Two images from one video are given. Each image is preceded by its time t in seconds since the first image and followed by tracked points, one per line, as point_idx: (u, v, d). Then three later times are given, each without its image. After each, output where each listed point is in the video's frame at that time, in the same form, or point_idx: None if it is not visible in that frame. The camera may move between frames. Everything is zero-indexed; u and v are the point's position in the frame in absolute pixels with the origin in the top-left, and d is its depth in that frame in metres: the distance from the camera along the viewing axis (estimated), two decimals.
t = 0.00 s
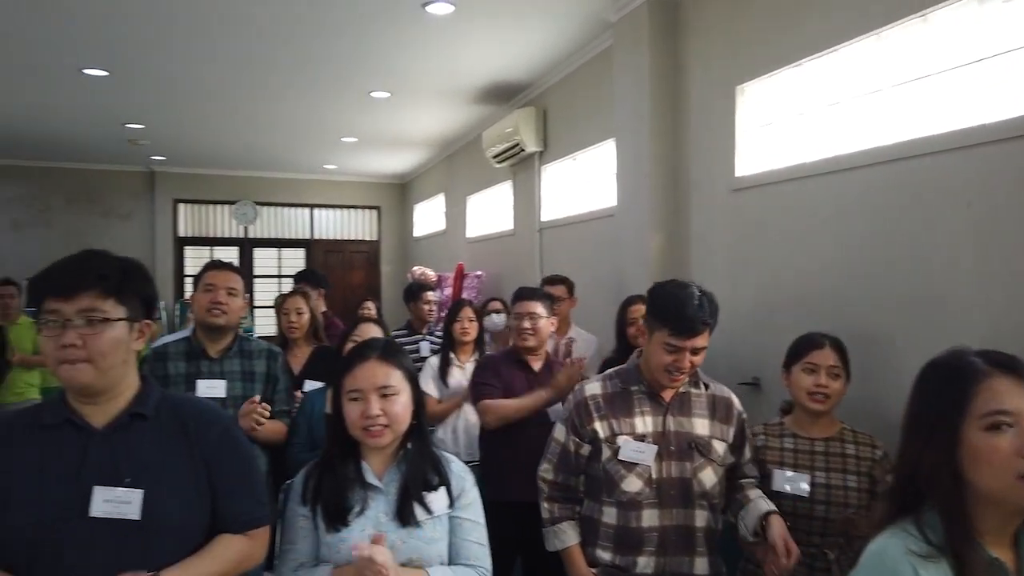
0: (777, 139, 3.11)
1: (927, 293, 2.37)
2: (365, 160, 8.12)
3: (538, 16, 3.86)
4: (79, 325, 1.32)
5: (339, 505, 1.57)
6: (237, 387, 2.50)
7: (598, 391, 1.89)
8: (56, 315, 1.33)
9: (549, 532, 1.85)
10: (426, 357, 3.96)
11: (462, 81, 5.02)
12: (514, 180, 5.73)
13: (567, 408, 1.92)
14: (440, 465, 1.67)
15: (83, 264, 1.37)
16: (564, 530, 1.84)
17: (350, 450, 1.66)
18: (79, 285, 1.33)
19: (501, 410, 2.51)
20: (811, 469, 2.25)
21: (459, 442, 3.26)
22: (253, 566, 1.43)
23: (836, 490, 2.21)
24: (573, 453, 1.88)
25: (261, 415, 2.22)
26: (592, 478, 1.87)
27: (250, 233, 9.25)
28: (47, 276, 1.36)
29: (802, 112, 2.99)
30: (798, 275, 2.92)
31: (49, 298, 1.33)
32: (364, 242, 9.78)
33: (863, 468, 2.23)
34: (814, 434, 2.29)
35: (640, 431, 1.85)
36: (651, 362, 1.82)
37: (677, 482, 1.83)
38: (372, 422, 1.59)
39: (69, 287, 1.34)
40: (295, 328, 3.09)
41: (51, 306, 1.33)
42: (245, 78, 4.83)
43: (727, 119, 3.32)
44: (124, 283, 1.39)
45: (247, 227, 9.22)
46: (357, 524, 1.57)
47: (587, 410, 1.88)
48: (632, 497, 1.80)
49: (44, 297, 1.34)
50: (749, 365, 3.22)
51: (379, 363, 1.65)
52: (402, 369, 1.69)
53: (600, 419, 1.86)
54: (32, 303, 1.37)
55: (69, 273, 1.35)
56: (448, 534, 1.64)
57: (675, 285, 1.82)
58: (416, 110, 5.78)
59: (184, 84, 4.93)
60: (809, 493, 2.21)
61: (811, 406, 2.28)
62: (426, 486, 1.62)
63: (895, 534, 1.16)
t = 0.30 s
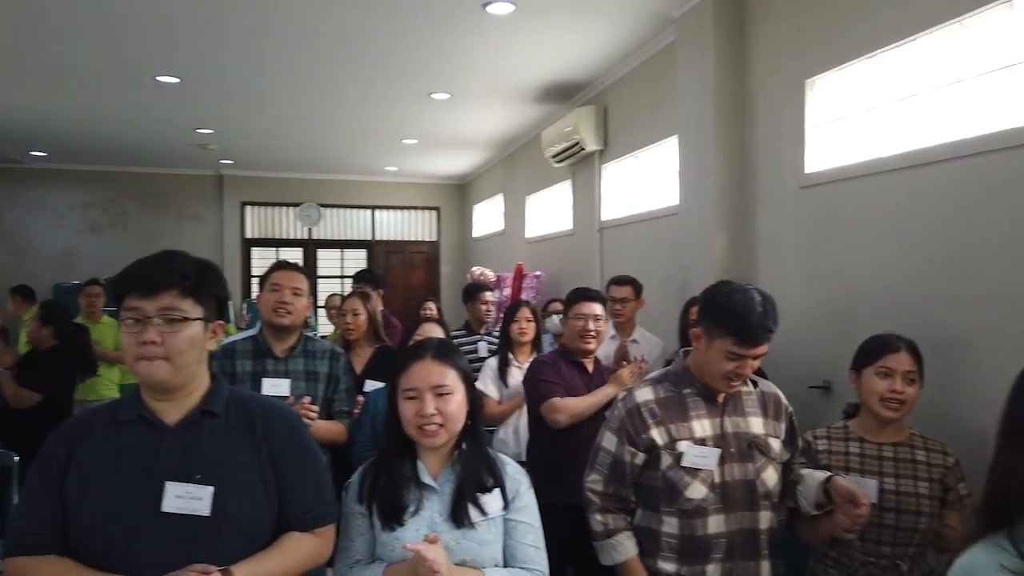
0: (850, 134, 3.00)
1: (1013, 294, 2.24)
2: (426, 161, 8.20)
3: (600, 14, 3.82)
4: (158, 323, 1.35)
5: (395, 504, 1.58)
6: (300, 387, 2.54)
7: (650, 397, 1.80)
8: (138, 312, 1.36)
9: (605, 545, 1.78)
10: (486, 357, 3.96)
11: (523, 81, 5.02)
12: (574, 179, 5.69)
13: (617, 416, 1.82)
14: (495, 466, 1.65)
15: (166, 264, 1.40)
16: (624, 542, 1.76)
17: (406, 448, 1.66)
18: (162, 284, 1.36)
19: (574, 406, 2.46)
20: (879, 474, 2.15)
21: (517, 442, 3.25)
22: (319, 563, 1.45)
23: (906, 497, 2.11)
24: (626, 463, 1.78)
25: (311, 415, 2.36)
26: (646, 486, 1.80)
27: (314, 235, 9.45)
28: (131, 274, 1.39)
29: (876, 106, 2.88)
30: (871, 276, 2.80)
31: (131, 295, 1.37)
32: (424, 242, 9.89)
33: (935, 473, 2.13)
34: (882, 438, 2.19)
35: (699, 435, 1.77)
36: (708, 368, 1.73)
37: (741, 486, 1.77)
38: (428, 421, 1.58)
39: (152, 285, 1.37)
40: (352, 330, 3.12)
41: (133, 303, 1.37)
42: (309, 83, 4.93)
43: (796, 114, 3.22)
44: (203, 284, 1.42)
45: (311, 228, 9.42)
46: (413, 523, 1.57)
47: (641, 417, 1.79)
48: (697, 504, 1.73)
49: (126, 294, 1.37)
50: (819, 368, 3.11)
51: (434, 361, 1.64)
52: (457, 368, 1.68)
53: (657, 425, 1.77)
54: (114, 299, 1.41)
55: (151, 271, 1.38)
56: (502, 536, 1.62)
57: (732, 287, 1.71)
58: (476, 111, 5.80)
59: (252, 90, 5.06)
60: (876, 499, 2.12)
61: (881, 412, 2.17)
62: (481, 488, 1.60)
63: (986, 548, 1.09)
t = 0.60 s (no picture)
0: (915, 129, 2.89)
1: None
2: (478, 162, 8.23)
3: (653, 10, 3.77)
4: (226, 324, 1.38)
5: (438, 505, 1.57)
6: (356, 386, 2.57)
7: (722, 406, 1.71)
8: (206, 313, 1.39)
9: (681, 566, 1.68)
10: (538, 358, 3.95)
11: (575, 80, 4.99)
12: (626, 178, 5.64)
13: (690, 427, 1.71)
14: (539, 469, 1.64)
15: (235, 267, 1.43)
16: (701, 560, 1.67)
17: (450, 449, 1.65)
18: (233, 287, 1.40)
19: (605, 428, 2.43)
20: (950, 481, 2.06)
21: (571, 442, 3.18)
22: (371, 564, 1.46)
23: (982, 505, 2.02)
24: (700, 476, 1.70)
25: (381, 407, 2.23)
26: (717, 501, 1.72)
27: (368, 236, 9.58)
28: (200, 275, 1.42)
29: (945, 99, 2.76)
30: (938, 276, 2.69)
31: (200, 296, 1.40)
32: (476, 243, 9.93)
33: (1011, 480, 2.04)
34: (953, 445, 2.09)
35: (773, 445, 1.70)
36: (781, 371, 1.66)
37: (814, 493, 1.72)
38: (471, 422, 1.58)
39: (222, 287, 1.40)
40: (403, 330, 3.15)
41: (201, 304, 1.40)
42: (362, 85, 4.99)
43: (858, 109, 3.12)
44: (269, 287, 1.45)
45: (365, 230, 9.57)
46: (456, 524, 1.56)
47: (715, 427, 1.70)
48: (777, 516, 1.67)
49: (195, 294, 1.41)
50: (882, 372, 3.00)
51: (478, 362, 1.63)
52: (502, 369, 1.67)
53: (733, 436, 1.69)
54: (181, 300, 1.44)
55: (221, 273, 1.41)
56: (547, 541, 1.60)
57: (810, 289, 1.68)
58: (528, 110, 5.80)
59: (307, 93, 5.15)
60: (948, 508, 2.03)
61: (952, 417, 2.07)
62: (525, 491, 1.59)
63: None
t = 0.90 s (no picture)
0: (981, 124, 2.78)
1: None
2: (527, 163, 8.23)
3: (705, 6, 3.71)
4: (282, 326, 1.41)
5: (481, 504, 1.57)
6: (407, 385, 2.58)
7: (823, 409, 1.66)
8: (263, 315, 1.41)
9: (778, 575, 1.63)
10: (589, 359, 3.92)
11: (625, 79, 4.95)
12: (677, 177, 5.57)
13: (792, 431, 1.64)
14: (583, 471, 1.63)
15: (291, 269, 1.45)
16: (801, 570, 1.62)
17: (493, 449, 1.65)
18: (290, 289, 1.42)
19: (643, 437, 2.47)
20: (1020, 489, 1.96)
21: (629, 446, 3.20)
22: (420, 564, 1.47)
23: None
24: (802, 482, 1.63)
25: (429, 399, 2.15)
26: (814, 508, 1.66)
27: (419, 237, 9.67)
28: (256, 277, 1.45)
29: (1014, 92, 2.65)
30: (1007, 277, 2.58)
31: (257, 298, 1.43)
32: (525, 244, 9.94)
33: None
34: None
35: (872, 450, 1.66)
36: (884, 371, 1.64)
37: (909, 499, 1.70)
38: (516, 423, 1.57)
39: (279, 290, 1.42)
40: (452, 329, 3.17)
41: (257, 305, 1.42)
42: (411, 88, 5.04)
43: (920, 104, 3.01)
44: (324, 289, 1.47)
45: (415, 231, 9.67)
46: (498, 524, 1.56)
47: (818, 432, 1.64)
48: (877, 523, 1.64)
49: (252, 296, 1.43)
50: (947, 376, 2.88)
51: (523, 363, 1.63)
52: (547, 370, 1.66)
53: (835, 441, 1.64)
54: (238, 301, 1.47)
55: (278, 275, 1.44)
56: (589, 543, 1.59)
57: (913, 290, 1.67)
58: (578, 111, 5.78)
59: (358, 97, 5.23)
60: (1016, 517, 1.95)
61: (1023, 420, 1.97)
62: (568, 492, 1.58)
63: None
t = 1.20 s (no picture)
0: None
1: None
2: (575, 163, 8.20)
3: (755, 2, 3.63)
4: (328, 326, 1.43)
5: (529, 508, 1.57)
6: (454, 386, 2.60)
7: (908, 410, 1.63)
8: (309, 316, 1.43)
9: None
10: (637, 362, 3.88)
11: (674, 78, 4.89)
12: (728, 177, 5.48)
13: (874, 430, 1.62)
14: (632, 475, 1.61)
15: (334, 270, 1.47)
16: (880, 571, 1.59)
17: (542, 452, 1.65)
18: (334, 290, 1.44)
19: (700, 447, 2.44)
20: None
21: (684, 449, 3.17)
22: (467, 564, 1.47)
23: None
24: (883, 484, 1.60)
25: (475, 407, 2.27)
26: (895, 512, 1.63)
27: (466, 238, 9.76)
28: (301, 279, 1.47)
29: None
30: None
31: (302, 299, 1.45)
32: (573, 244, 9.90)
33: None
34: None
35: (960, 456, 1.61)
36: (970, 368, 1.60)
37: (999, 509, 1.64)
38: (564, 426, 1.56)
39: (324, 290, 1.44)
40: (501, 331, 3.17)
41: (303, 306, 1.45)
42: (458, 91, 5.07)
43: (984, 99, 2.90)
44: (367, 289, 1.49)
45: (464, 232, 9.73)
46: (547, 528, 1.56)
47: (902, 433, 1.61)
48: (963, 531, 1.60)
49: (298, 298, 1.45)
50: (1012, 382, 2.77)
51: (571, 366, 1.61)
52: (595, 373, 1.64)
53: (921, 443, 1.61)
54: (284, 303, 1.49)
55: (322, 276, 1.46)
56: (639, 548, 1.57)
57: (988, 285, 1.65)
58: (626, 110, 5.73)
59: (407, 99, 5.28)
60: None
61: None
62: (617, 496, 1.57)
63: None
